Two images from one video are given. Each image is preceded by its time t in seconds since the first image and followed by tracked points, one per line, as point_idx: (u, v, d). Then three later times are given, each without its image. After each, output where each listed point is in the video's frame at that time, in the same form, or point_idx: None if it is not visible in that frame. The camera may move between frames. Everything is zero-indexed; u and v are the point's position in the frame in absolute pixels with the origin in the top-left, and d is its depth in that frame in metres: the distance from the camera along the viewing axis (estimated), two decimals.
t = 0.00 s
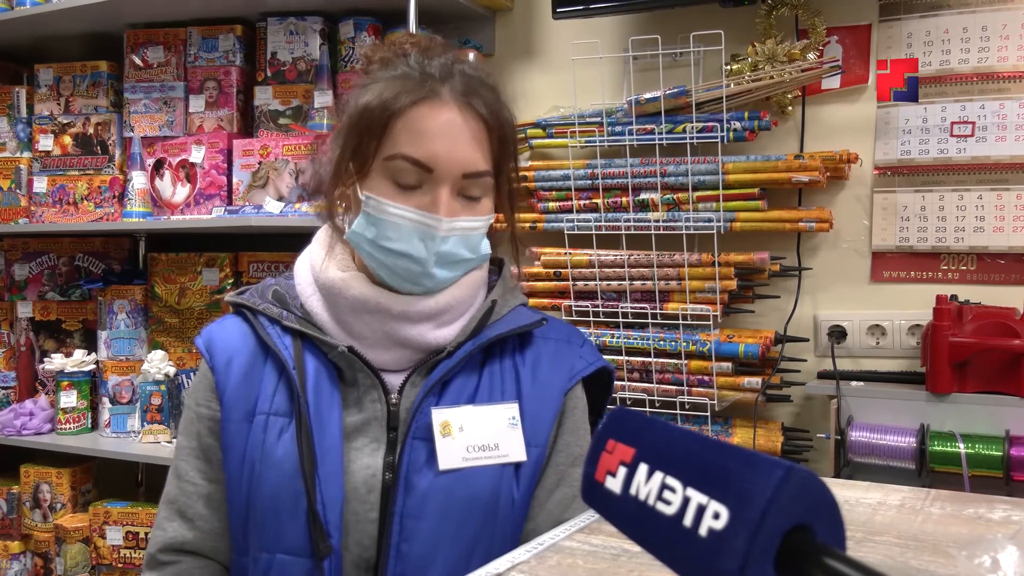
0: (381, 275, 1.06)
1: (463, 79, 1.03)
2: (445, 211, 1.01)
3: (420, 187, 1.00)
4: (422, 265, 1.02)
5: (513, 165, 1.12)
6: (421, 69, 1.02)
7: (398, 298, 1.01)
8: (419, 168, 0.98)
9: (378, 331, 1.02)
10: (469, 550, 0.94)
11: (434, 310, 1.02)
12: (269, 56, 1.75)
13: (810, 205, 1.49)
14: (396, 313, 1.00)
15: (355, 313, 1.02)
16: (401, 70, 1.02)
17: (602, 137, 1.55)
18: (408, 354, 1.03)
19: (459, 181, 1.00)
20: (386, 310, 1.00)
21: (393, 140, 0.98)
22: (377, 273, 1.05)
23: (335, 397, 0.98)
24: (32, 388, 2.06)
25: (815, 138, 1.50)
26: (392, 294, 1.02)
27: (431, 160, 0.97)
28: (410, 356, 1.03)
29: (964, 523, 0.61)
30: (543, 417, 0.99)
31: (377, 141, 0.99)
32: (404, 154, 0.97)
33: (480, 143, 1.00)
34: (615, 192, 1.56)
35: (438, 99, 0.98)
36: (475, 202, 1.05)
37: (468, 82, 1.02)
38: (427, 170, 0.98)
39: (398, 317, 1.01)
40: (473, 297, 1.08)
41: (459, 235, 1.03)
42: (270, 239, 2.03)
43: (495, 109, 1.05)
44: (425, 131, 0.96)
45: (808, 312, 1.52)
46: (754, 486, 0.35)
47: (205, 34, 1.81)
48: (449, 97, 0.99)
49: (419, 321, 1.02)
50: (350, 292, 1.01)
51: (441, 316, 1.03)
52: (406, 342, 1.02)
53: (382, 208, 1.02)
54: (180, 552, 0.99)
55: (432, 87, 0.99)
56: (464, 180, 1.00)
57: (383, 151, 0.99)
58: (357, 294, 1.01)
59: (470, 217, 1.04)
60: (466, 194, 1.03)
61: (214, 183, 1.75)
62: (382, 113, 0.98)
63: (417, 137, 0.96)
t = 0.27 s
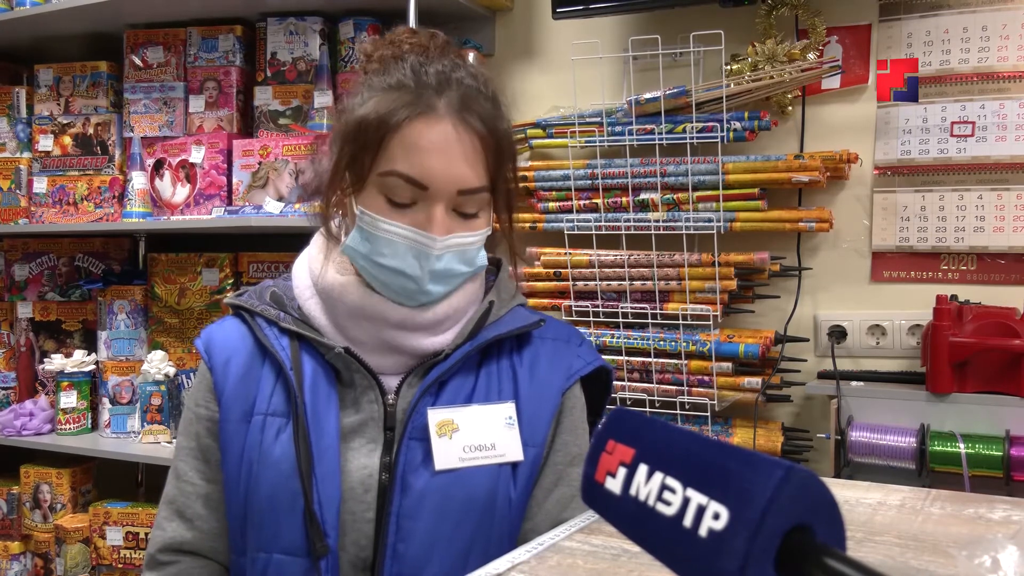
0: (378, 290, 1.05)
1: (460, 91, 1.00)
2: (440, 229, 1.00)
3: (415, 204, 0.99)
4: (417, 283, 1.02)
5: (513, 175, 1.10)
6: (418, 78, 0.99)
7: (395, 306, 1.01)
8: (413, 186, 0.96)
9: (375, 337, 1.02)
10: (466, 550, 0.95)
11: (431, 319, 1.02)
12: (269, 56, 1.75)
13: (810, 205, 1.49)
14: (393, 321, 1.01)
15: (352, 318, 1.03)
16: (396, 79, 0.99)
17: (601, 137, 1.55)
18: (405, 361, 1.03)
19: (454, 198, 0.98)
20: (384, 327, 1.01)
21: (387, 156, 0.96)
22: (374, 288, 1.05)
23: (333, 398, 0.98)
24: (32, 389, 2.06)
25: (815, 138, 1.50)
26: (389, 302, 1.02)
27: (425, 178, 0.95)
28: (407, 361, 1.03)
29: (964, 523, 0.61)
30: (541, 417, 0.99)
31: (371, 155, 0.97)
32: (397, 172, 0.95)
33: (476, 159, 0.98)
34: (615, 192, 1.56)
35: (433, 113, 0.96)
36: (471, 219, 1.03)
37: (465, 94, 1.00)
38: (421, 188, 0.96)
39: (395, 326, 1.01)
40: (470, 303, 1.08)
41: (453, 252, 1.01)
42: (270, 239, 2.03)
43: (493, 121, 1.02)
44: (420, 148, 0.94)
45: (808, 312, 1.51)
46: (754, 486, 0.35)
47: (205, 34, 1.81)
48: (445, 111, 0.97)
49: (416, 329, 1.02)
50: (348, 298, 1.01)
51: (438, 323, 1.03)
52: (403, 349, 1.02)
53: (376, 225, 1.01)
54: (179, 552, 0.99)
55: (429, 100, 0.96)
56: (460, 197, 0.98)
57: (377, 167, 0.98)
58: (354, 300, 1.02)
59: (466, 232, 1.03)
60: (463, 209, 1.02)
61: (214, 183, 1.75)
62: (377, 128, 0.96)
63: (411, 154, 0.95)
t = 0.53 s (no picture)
0: (378, 284, 1.06)
1: (464, 85, 1.00)
2: (443, 223, 1.00)
3: (417, 197, 0.99)
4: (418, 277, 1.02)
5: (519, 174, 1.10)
6: (421, 70, 0.99)
7: (395, 306, 1.01)
8: (416, 179, 0.97)
9: (374, 337, 1.02)
10: (466, 552, 0.95)
11: (431, 318, 1.02)
12: (268, 56, 1.75)
13: (810, 205, 1.49)
14: (393, 322, 1.01)
15: (351, 318, 1.02)
16: (400, 71, 0.99)
17: (601, 137, 1.55)
18: (404, 361, 1.03)
19: (456, 192, 0.98)
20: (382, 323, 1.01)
21: (390, 149, 0.96)
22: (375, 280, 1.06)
23: (331, 400, 0.98)
24: (32, 389, 2.06)
25: (815, 137, 1.50)
26: (389, 302, 1.01)
27: (428, 172, 0.95)
28: (406, 361, 1.03)
29: (965, 522, 0.61)
30: (541, 418, 0.99)
31: (374, 148, 0.97)
32: (400, 165, 0.95)
33: (479, 153, 0.98)
34: (615, 192, 1.56)
35: (437, 106, 0.96)
36: (474, 214, 1.03)
37: (470, 87, 1.00)
38: (424, 181, 0.97)
39: (395, 326, 1.01)
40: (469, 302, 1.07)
41: (455, 248, 1.02)
42: (270, 239, 2.03)
43: (497, 115, 1.02)
44: (423, 141, 0.94)
45: (808, 311, 1.51)
46: (754, 485, 0.35)
47: (204, 34, 1.81)
48: (449, 104, 0.97)
49: (415, 329, 1.02)
50: (346, 298, 1.01)
51: (437, 323, 1.03)
52: (402, 349, 1.02)
53: (377, 219, 1.01)
54: (178, 552, 0.99)
55: (432, 93, 0.96)
56: (462, 192, 0.98)
57: (381, 159, 0.98)
58: (354, 300, 1.01)
59: (468, 229, 1.03)
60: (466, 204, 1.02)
61: (214, 183, 1.75)
62: (380, 120, 0.96)
63: (415, 147, 0.95)
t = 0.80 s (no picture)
0: (378, 279, 1.06)
1: (463, 78, 1.00)
2: (443, 216, 1.00)
3: (417, 189, 0.99)
4: (418, 271, 1.02)
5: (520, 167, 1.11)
6: (420, 66, 1.00)
7: (397, 305, 1.01)
8: (416, 172, 0.97)
9: (376, 337, 1.02)
10: (470, 553, 0.95)
11: (434, 316, 1.02)
12: (268, 56, 1.75)
13: (810, 205, 1.49)
14: (395, 321, 1.00)
15: (352, 318, 1.02)
16: (399, 67, 1.00)
17: (601, 137, 1.55)
18: (407, 360, 1.03)
19: (457, 185, 0.98)
20: (385, 319, 1.01)
21: (390, 143, 0.96)
22: (375, 276, 1.05)
23: (334, 401, 0.98)
24: (33, 389, 2.06)
25: (816, 137, 1.50)
26: (391, 301, 1.01)
27: (428, 165, 0.95)
28: (409, 361, 1.03)
29: (966, 522, 0.61)
30: (544, 418, 0.99)
31: (374, 143, 0.98)
32: (400, 158, 0.96)
33: (480, 145, 0.98)
34: (615, 192, 1.56)
35: (436, 99, 0.96)
36: (474, 207, 1.03)
37: (470, 81, 1.00)
38: (424, 174, 0.97)
39: (397, 325, 1.01)
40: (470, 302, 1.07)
41: (456, 241, 1.02)
42: (270, 239, 2.03)
43: (497, 108, 1.02)
44: (422, 134, 0.95)
45: (808, 311, 1.51)
46: (754, 485, 0.35)
47: (204, 34, 1.81)
48: (449, 98, 0.97)
49: (417, 328, 1.02)
50: (347, 297, 1.01)
51: (439, 323, 1.03)
52: (405, 348, 1.02)
53: (378, 212, 1.01)
54: (179, 554, 0.99)
55: (432, 86, 0.97)
56: (463, 184, 0.99)
57: (381, 154, 0.98)
58: (355, 299, 1.01)
59: (470, 223, 1.03)
60: (466, 197, 1.02)
61: (214, 183, 1.75)
62: (379, 114, 0.96)
63: (414, 140, 0.95)
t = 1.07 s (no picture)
0: (375, 266, 1.06)
1: (455, 65, 1.03)
2: (435, 195, 1.01)
3: (409, 170, 1.01)
4: (412, 250, 1.02)
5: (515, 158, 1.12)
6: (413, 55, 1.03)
7: (398, 304, 1.00)
8: (408, 152, 0.98)
9: (379, 336, 1.01)
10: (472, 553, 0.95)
11: (436, 315, 1.01)
12: (268, 57, 1.75)
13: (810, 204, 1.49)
14: (397, 320, 0.99)
15: (355, 317, 1.01)
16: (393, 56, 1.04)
17: (601, 137, 1.55)
18: (410, 359, 1.02)
19: (448, 163, 1.00)
20: (379, 298, 1.00)
21: (382, 124, 0.99)
22: (370, 260, 1.06)
23: (336, 401, 0.98)
24: (33, 389, 2.06)
25: (816, 137, 1.50)
26: (392, 300, 1.00)
27: (418, 142, 0.97)
28: (411, 360, 1.02)
29: (966, 522, 0.61)
30: (546, 418, 0.99)
31: (368, 127, 1.00)
32: (391, 138, 0.98)
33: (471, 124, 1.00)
34: (615, 191, 1.56)
35: (427, 82, 0.99)
36: (468, 188, 1.04)
37: (460, 66, 1.02)
38: (416, 153, 0.98)
39: (399, 324, 1.00)
40: (473, 301, 1.06)
41: (449, 219, 1.02)
42: (270, 240, 2.03)
43: (490, 94, 1.05)
44: (413, 115, 0.97)
45: (808, 311, 1.51)
46: (754, 485, 0.35)
47: (204, 34, 1.81)
48: (439, 81, 0.99)
49: (420, 327, 1.00)
50: (349, 296, 1.00)
51: (442, 321, 1.02)
52: (407, 347, 1.01)
53: (372, 194, 1.02)
54: (180, 554, 0.99)
55: (423, 71, 1.00)
56: (454, 162, 1.00)
57: (373, 135, 1.00)
58: (357, 298, 1.00)
59: (465, 204, 1.03)
60: (458, 177, 1.03)
61: (214, 184, 1.75)
62: (372, 98, 0.99)
63: (405, 120, 0.97)
